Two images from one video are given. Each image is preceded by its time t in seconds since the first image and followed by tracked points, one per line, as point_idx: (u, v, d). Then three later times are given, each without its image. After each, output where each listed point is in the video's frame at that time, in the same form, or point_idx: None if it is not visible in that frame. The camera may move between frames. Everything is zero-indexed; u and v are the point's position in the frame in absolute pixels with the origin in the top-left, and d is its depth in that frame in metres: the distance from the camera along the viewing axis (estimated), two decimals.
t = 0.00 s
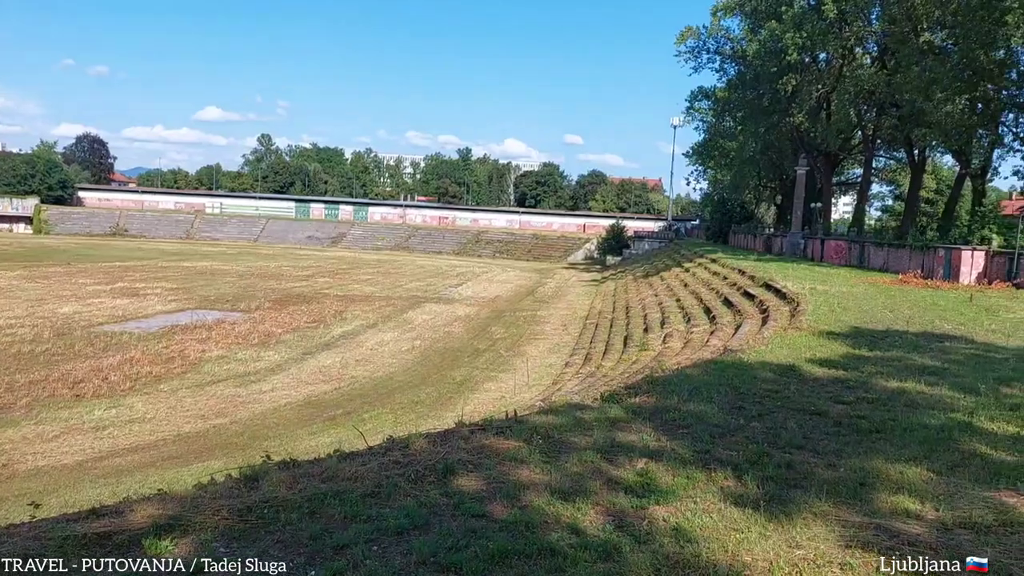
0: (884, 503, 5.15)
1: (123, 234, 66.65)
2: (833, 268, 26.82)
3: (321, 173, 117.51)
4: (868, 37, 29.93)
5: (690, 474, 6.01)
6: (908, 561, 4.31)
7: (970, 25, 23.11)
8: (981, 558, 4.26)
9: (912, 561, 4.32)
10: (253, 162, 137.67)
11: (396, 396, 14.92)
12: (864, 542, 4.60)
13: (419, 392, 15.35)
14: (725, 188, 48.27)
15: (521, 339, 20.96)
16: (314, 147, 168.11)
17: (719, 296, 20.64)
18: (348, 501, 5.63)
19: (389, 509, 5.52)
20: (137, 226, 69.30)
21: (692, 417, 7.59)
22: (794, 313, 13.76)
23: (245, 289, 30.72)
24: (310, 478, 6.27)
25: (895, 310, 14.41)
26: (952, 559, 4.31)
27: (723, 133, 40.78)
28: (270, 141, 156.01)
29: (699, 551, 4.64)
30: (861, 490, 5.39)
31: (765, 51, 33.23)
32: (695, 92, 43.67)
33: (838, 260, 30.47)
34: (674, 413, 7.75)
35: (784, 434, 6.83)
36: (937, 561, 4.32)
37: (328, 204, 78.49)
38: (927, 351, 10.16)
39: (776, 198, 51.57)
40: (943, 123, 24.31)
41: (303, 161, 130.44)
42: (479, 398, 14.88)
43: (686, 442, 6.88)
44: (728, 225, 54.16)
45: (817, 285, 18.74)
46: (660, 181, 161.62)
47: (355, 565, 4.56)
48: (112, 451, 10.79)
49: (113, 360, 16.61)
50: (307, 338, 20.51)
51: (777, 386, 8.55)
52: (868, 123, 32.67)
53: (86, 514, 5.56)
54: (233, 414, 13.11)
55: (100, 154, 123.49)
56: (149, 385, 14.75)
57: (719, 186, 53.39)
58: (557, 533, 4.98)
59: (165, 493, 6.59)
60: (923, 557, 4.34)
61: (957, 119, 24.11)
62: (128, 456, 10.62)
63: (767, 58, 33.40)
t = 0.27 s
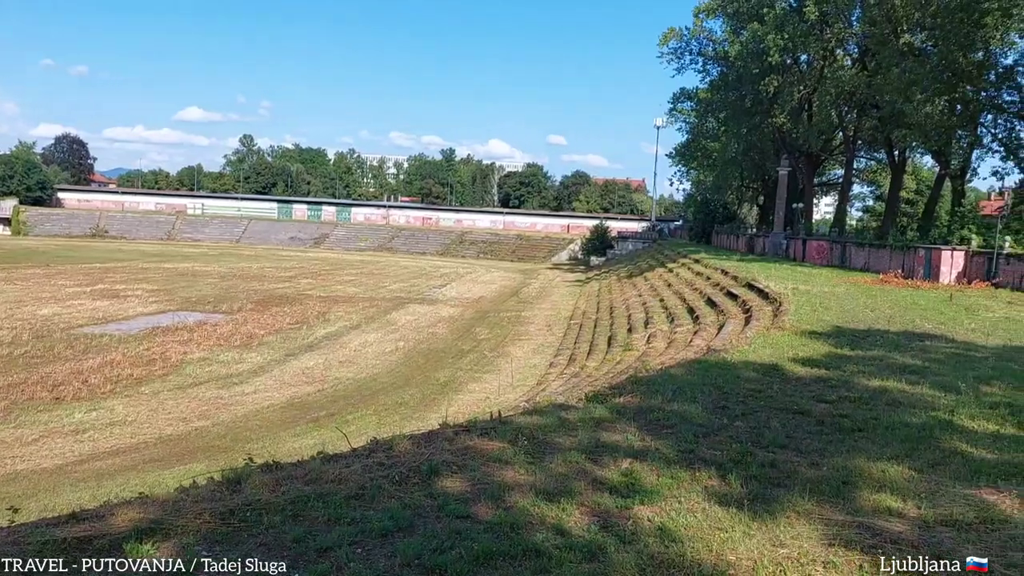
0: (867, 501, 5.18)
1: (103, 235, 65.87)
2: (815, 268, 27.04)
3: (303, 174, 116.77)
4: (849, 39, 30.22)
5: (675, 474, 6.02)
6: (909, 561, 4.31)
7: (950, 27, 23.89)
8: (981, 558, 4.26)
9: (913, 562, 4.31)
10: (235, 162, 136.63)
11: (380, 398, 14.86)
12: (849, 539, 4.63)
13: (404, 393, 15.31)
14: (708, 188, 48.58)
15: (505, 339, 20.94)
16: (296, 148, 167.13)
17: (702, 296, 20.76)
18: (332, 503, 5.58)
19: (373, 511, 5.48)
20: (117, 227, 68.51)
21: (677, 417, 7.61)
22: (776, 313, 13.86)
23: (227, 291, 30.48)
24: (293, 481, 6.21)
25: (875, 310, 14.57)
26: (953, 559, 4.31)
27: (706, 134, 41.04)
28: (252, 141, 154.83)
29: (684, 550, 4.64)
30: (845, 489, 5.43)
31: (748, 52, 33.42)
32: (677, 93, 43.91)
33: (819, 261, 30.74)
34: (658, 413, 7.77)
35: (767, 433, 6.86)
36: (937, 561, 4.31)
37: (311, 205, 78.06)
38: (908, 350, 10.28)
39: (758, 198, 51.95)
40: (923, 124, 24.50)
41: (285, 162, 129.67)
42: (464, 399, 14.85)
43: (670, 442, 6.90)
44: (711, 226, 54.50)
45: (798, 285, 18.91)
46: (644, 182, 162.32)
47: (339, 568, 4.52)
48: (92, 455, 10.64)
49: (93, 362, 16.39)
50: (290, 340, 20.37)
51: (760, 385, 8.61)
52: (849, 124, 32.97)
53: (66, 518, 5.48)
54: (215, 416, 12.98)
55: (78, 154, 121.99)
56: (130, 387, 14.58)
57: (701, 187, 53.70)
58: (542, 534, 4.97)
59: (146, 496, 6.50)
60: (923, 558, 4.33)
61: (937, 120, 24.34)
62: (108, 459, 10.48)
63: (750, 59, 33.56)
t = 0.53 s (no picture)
0: (845, 499, 5.23)
1: (77, 237, 64.86)
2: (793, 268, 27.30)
3: (282, 176, 115.83)
4: (825, 41, 30.60)
5: (655, 474, 6.03)
6: (911, 561, 4.30)
7: (925, 28, 24.15)
8: (981, 558, 4.26)
9: (912, 561, 4.31)
10: (213, 163, 135.22)
11: (361, 400, 14.75)
12: (828, 537, 4.66)
13: (384, 395, 15.22)
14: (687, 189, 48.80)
15: (485, 341, 20.88)
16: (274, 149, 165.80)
17: (682, 296, 20.88)
18: (313, 507, 5.52)
19: (353, 514, 5.42)
20: (91, 229, 67.51)
21: (658, 417, 7.63)
22: (755, 313, 13.96)
23: (204, 293, 30.13)
24: (272, 485, 6.13)
25: (852, 309, 14.74)
26: (956, 560, 4.30)
27: (685, 134, 41.29)
28: (229, 142, 153.32)
29: (665, 551, 4.64)
30: (823, 487, 5.47)
31: (725, 53, 33.67)
32: (656, 94, 44.17)
33: (797, 260, 31.05)
34: (638, 413, 7.78)
35: (747, 433, 6.90)
36: (941, 562, 4.29)
37: (289, 206, 77.46)
38: (885, 348, 10.40)
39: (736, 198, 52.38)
40: (899, 124, 24.84)
41: (263, 162, 128.54)
42: (444, 401, 14.79)
43: (650, 441, 6.91)
44: (690, 226, 54.86)
45: (777, 284, 19.08)
46: (623, 183, 162.88)
47: (319, 572, 4.47)
48: (67, 460, 10.44)
49: (68, 366, 16.12)
50: (268, 342, 20.18)
51: (740, 384, 8.67)
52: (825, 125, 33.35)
53: (40, 524, 5.37)
54: (193, 420, 12.80)
55: (51, 154, 120.06)
56: (106, 391, 14.35)
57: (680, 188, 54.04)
58: (523, 535, 4.95)
59: (123, 501, 6.38)
60: (925, 558, 4.32)
61: (912, 121, 24.65)
62: (84, 464, 10.30)
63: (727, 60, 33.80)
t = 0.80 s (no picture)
0: (807, 496, 5.31)
1: (29, 237, 62.90)
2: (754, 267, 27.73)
3: (242, 175, 113.94)
4: (785, 44, 31.20)
5: (621, 472, 6.05)
6: (910, 560, 4.30)
7: (881, 32, 24.73)
8: (980, 557, 4.24)
9: (913, 561, 4.30)
10: (170, 162, 132.38)
11: (324, 401, 14.55)
12: (791, 534, 4.71)
13: (347, 396, 15.03)
14: (650, 189, 49.24)
15: (450, 341, 20.77)
16: (234, 147, 162.95)
17: (646, 295, 21.06)
18: (275, 511, 5.41)
19: (315, 517, 5.33)
20: (43, 228, 65.52)
21: (622, 416, 7.66)
22: (718, 312, 14.13)
23: (162, 294, 29.45)
24: (232, 488, 5.99)
25: (812, 308, 15.02)
26: (955, 559, 4.29)
27: (648, 135, 41.67)
28: (188, 140, 150.31)
29: (630, 550, 4.64)
30: (786, 484, 5.54)
31: (687, 55, 33.99)
32: (619, 95, 44.51)
33: (758, 260, 31.57)
34: (603, 412, 7.81)
35: (711, 431, 6.96)
36: (940, 561, 4.28)
37: (249, 206, 76.20)
38: (844, 346, 10.62)
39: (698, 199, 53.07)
40: (856, 126, 25.27)
41: (223, 162, 126.19)
42: (409, 402, 14.67)
43: (616, 440, 6.93)
44: (653, 226, 55.42)
45: (739, 284, 19.36)
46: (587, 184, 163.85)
47: None
48: (18, 465, 10.09)
49: (19, 369, 15.59)
50: (229, 343, 19.79)
51: (704, 383, 8.77)
52: (784, 127, 33.95)
53: None
54: (151, 423, 12.48)
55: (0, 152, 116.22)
56: (60, 394, 13.92)
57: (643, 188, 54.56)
58: (489, 536, 4.92)
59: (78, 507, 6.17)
60: (925, 557, 4.31)
61: (869, 123, 25.10)
62: (37, 469, 9.96)
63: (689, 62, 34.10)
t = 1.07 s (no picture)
0: (769, 491, 5.38)
1: None
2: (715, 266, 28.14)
3: (200, 173, 111.71)
4: (745, 45, 31.72)
5: (586, 470, 6.07)
6: (910, 560, 4.27)
7: (838, 34, 25.30)
8: (982, 558, 4.19)
9: (913, 561, 4.27)
10: (125, 159, 129.16)
11: (286, 402, 14.33)
12: (754, 530, 4.76)
13: (309, 397, 14.83)
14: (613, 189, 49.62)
15: (414, 341, 20.63)
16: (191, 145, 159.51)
17: (610, 294, 21.20)
18: (235, 513, 5.29)
19: (277, 519, 5.23)
20: None
21: (587, 414, 7.69)
22: (680, 310, 14.28)
23: (118, 293, 28.70)
24: (191, 491, 5.85)
25: (772, 306, 15.29)
26: (955, 559, 4.25)
27: (611, 134, 41.94)
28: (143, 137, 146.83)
29: (594, 549, 4.64)
30: (748, 480, 5.61)
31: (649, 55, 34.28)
32: (582, 95, 44.75)
33: (719, 259, 32.04)
34: (568, 410, 7.83)
35: (674, 428, 7.03)
36: (940, 562, 4.25)
37: (208, 204, 74.73)
38: (804, 344, 10.83)
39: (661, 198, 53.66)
40: (815, 126, 25.75)
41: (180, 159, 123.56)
42: (373, 402, 14.53)
43: (580, 438, 6.95)
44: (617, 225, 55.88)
45: (701, 283, 19.61)
46: (551, 183, 164.32)
47: None
48: None
49: None
50: (188, 343, 19.38)
51: (667, 380, 8.85)
52: (745, 128, 34.48)
53: None
54: (107, 425, 12.14)
55: None
56: (11, 396, 13.46)
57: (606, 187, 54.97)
58: (453, 536, 4.88)
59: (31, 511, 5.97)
60: (925, 557, 4.28)
61: (827, 124, 25.57)
62: None
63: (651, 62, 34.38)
